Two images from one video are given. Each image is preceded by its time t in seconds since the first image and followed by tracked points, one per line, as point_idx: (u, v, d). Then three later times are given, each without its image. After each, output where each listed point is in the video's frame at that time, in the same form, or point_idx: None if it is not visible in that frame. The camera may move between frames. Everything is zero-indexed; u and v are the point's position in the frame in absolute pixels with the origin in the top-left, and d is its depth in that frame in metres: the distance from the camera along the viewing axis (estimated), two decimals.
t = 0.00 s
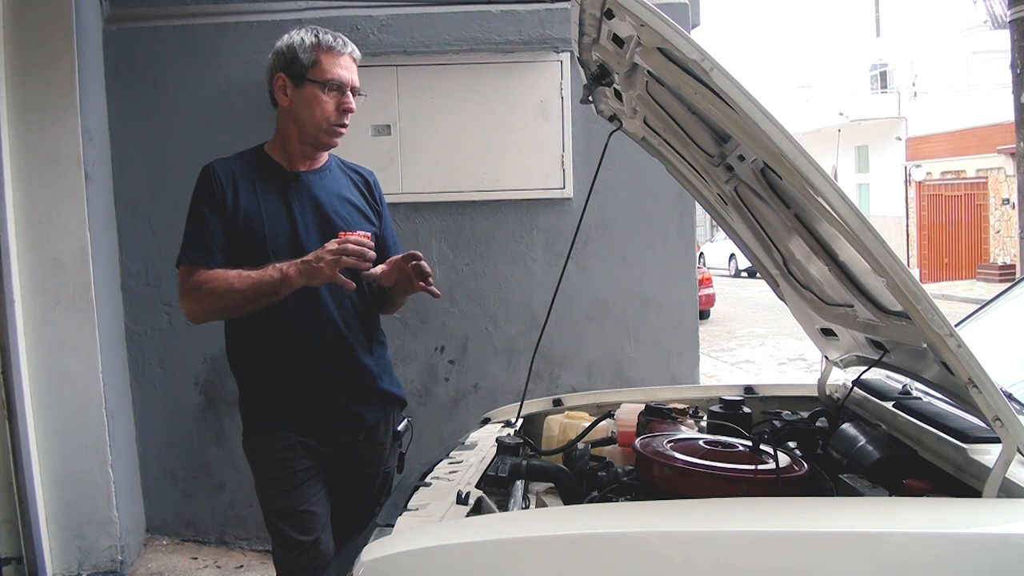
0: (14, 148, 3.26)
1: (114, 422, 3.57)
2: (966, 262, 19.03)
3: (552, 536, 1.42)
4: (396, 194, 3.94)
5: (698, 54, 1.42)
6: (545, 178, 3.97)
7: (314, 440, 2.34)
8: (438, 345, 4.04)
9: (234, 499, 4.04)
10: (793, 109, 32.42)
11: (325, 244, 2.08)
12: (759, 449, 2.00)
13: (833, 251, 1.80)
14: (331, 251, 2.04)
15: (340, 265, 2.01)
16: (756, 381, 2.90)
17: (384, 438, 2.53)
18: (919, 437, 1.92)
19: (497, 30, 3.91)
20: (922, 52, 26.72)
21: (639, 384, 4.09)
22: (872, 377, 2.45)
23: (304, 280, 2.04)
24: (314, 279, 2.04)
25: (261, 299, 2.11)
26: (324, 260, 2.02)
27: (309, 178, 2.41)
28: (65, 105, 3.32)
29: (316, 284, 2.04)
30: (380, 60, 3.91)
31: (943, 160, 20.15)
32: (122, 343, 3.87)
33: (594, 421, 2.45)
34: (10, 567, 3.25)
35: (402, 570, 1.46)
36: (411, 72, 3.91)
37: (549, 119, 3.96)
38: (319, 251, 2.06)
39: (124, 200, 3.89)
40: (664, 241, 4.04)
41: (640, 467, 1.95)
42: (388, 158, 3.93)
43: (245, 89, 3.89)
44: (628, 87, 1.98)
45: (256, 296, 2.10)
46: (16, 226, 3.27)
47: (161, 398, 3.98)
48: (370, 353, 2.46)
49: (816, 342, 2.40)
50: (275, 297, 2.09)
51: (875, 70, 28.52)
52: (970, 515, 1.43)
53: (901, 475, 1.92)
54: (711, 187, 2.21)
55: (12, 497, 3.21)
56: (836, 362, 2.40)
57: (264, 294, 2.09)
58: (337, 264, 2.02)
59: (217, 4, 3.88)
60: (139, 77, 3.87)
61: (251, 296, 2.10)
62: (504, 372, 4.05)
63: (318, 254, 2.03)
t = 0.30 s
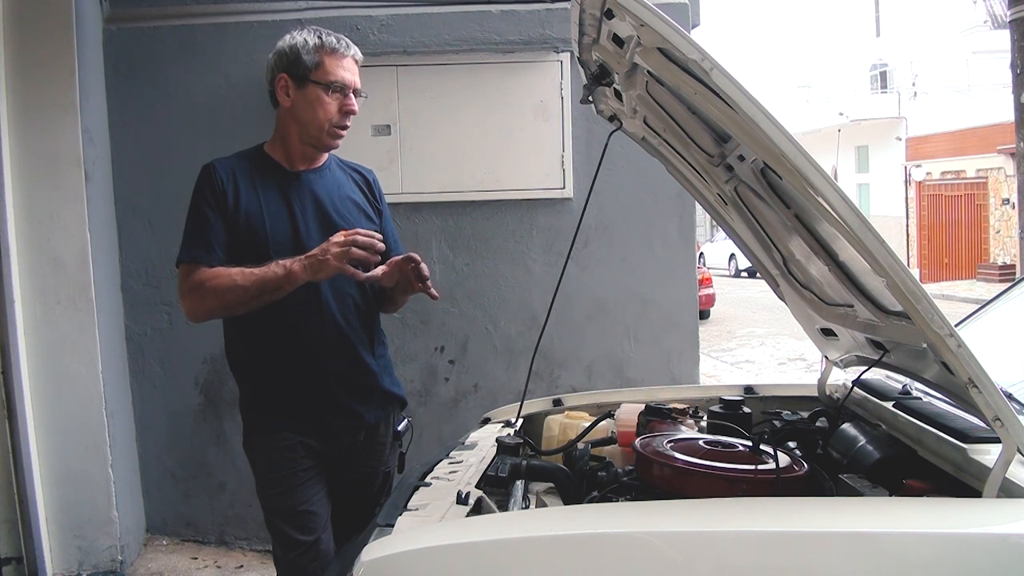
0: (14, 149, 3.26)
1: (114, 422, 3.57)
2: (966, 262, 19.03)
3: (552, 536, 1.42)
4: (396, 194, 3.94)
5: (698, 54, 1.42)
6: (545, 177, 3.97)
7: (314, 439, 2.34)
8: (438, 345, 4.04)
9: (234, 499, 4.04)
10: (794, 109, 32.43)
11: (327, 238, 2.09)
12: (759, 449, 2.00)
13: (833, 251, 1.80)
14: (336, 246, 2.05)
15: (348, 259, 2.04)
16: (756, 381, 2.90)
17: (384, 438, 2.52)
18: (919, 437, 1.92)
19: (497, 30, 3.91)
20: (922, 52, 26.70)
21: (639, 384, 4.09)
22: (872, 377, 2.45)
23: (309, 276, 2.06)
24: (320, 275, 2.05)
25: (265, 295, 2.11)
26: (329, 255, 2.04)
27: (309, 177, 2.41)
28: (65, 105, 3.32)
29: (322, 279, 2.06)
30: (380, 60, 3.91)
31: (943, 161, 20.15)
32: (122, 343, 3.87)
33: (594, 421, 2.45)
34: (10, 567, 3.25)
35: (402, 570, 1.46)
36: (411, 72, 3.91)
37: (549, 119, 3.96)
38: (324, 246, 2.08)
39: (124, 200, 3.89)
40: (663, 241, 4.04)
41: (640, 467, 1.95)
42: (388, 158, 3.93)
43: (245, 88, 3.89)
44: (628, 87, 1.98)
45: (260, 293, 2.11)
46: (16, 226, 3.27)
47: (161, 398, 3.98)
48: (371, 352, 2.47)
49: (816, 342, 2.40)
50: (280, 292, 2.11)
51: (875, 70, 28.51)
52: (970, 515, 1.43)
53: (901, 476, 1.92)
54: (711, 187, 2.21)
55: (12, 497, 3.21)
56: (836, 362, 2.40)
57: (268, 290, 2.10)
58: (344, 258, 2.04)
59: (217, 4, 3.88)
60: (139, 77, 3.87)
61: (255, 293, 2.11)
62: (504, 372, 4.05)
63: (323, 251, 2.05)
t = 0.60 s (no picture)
0: (14, 148, 3.26)
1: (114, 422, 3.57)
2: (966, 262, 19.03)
3: (552, 536, 1.42)
4: (396, 194, 3.94)
5: (698, 54, 1.42)
6: (545, 177, 3.97)
7: (314, 439, 2.34)
8: (438, 345, 4.04)
9: (234, 499, 4.04)
10: (794, 109, 32.42)
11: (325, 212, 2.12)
12: (759, 448, 2.00)
13: (833, 251, 1.80)
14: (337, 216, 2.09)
15: (348, 228, 2.07)
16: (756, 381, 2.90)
17: (384, 438, 2.52)
18: (919, 437, 1.92)
19: (497, 30, 3.91)
20: (922, 52, 26.70)
21: (639, 384, 4.09)
22: (872, 377, 2.45)
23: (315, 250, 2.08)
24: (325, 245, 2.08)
25: (269, 277, 2.11)
26: (332, 223, 2.07)
27: (310, 176, 2.42)
28: (65, 105, 3.32)
29: (328, 249, 2.09)
30: (379, 60, 3.91)
31: (943, 161, 20.15)
32: (122, 343, 3.87)
33: (594, 420, 2.45)
34: (10, 567, 3.25)
35: (402, 570, 1.46)
36: (411, 72, 3.91)
37: (549, 119, 3.96)
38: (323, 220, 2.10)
39: (124, 200, 3.89)
40: (663, 241, 4.04)
41: (640, 467, 1.95)
42: (388, 158, 3.93)
43: (245, 88, 3.89)
44: (629, 87, 1.98)
45: (265, 275, 2.11)
46: (16, 226, 3.27)
47: (161, 398, 3.98)
48: (371, 351, 2.47)
49: (816, 342, 2.40)
50: (284, 272, 2.11)
51: (875, 70, 28.50)
52: (970, 515, 1.43)
53: (901, 476, 1.92)
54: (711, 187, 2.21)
55: (12, 497, 3.21)
56: (836, 362, 2.40)
57: (273, 271, 2.10)
58: (347, 224, 2.07)
59: (216, 4, 3.88)
60: (139, 77, 3.87)
61: (259, 275, 2.11)
62: (504, 372, 4.05)
63: (324, 222, 2.08)
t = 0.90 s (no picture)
0: (14, 148, 3.26)
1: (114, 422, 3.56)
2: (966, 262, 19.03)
3: (552, 536, 1.42)
4: (396, 194, 3.94)
5: (698, 54, 1.42)
6: (545, 177, 3.97)
7: (315, 439, 2.34)
8: (438, 345, 4.04)
9: (234, 499, 4.04)
10: (794, 109, 32.41)
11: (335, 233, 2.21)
12: (759, 449, 2.00)
13: (833, 251, 1.80)
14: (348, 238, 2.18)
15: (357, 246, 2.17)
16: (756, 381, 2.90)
17: (384, 438, 2.52)
18: (919, 437, 1.92)
19: (497, 30, 3.91)
20: (922, 52, 26.69)
21: (639, 384, 4.09)
22: (872, 377, 2.45)
23: (324, 262, 2.13)
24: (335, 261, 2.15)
25: (274, 285, 2.13)
26: (345, 241, 2.16)
27: (312, 175, 2.41)
28: (65, 105, 3.32)
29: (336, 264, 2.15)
30: (379, 60, 3.91)
31: (943, 161, 20.15)
32: (122, 343, 3.87)
33: (594, 420, 2.45)
34: (10, 567, 3.25)
35: (402, 570, 1.46)
36: (411, 72, 3.91)
37: (549, 119, 3.96)
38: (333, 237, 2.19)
39: (124, 200, 3.89)
40: (663, 241, 4.04)
41: (640, 467, 1.95)
42: (388, 158, 3.93)
43: (245, 88, 3.89)
44: (628, 87, 1.98)
45: (270, 282, 2.13)
46: (16, 227, 3.27)
47: (161, 398, 3.98)
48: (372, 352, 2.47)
49: (816, 342, 2.40)
50: (290, 282, 2.13)
51: (875, 70, 28.50)
52: (970, 515, 1.43)
53: (901, 476, 1.92)
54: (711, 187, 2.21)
55: (12, 497, 3.21)
56: (836, 362, 2.40)
57: (279, 279, 2.13)
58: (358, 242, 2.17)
59: (216, 4, 3.88)
60: (139, 77, 3.87)
61: (264, 282, 2.13)
62: (504, 372, 4.05)
63: (336, 239, 2.16)
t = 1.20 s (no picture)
0: (14, 148, 3.26)
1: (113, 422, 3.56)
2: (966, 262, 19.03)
3: (552, 536, 1.42)
4: (396, 194, 3.94)
5: (698, 54, 1.42)
6: (545, 177, 3.97)
7: (315, 439, 2.34)
8: (438, 345, 4.04)
9: (234, 499, 4.04)
10: (794, 109, 32.41)
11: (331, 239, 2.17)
12: (759, 449, 2.00)
13: (833, 251, 1.80)
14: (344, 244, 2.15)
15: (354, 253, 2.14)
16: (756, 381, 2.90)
17: (384, 438, 2.52)
18: (919, 437, 1.92)
19: (497, 30, 3.91)
20: (922, 52, 26.68)
21: (639, 384, 4.09)
22: (872, 377, 2.45)
23: (322, 272, 2.12)
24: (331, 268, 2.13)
25: (273, 294, 2.14)
26: (341, 248, 2.14)
27: (312, 176, 2.41)
28: (65, 105, 3.32)
29: (334, 272, 2.14)
30: (379, 60, 3.91)
31: (943, 161, 20.15)
32: (121, 343, 3.87)
33: (594, 421, 2.45)
34: (10, 567, 3.25)
35: (402, 570, 1.46)
36: (411, 72, 3.91)
37: (549, 119, 3.96)
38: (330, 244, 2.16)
39: (123, 200, 3.89)
40: (663, 241, 4.04)
41: (640, 467, 1.95)
42: (388, 158, 3.93)
43: (245, 88, 3.89)
44: (629, 87, 1.98)
45: (269, 292, 2.13)
46: (16, 227, 3.27)
47: (161, 398, 3.98)
48: (372, 353, 2.46)
49: (816, 342, 2.40)
50: (288, 291, 2.13)
51: (875, 70, 28.50)
52: (969, 515, 1.43)
53: (901, 476, 1.92)
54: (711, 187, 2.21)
55: (12, 497, 3.21)
56: (836, 362, 2.40)
57: (278, 288, 2.13)
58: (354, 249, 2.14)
59: (216, 4, 3.88)
60: (139, 77, 3.87)
61: (262, 291, 2.13)
62: (504, 372, 4.05)
63: (332, 248, 2.13)
